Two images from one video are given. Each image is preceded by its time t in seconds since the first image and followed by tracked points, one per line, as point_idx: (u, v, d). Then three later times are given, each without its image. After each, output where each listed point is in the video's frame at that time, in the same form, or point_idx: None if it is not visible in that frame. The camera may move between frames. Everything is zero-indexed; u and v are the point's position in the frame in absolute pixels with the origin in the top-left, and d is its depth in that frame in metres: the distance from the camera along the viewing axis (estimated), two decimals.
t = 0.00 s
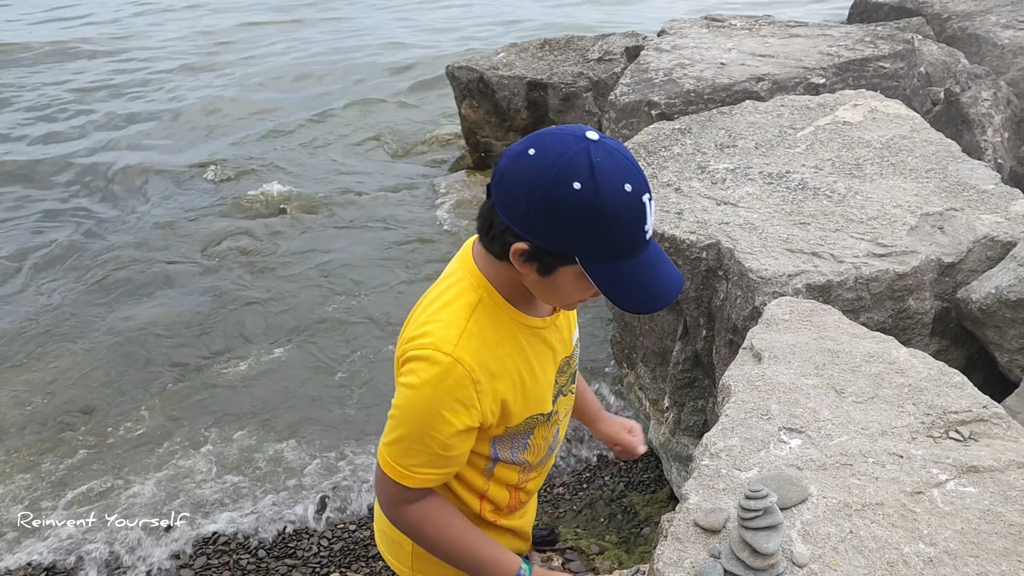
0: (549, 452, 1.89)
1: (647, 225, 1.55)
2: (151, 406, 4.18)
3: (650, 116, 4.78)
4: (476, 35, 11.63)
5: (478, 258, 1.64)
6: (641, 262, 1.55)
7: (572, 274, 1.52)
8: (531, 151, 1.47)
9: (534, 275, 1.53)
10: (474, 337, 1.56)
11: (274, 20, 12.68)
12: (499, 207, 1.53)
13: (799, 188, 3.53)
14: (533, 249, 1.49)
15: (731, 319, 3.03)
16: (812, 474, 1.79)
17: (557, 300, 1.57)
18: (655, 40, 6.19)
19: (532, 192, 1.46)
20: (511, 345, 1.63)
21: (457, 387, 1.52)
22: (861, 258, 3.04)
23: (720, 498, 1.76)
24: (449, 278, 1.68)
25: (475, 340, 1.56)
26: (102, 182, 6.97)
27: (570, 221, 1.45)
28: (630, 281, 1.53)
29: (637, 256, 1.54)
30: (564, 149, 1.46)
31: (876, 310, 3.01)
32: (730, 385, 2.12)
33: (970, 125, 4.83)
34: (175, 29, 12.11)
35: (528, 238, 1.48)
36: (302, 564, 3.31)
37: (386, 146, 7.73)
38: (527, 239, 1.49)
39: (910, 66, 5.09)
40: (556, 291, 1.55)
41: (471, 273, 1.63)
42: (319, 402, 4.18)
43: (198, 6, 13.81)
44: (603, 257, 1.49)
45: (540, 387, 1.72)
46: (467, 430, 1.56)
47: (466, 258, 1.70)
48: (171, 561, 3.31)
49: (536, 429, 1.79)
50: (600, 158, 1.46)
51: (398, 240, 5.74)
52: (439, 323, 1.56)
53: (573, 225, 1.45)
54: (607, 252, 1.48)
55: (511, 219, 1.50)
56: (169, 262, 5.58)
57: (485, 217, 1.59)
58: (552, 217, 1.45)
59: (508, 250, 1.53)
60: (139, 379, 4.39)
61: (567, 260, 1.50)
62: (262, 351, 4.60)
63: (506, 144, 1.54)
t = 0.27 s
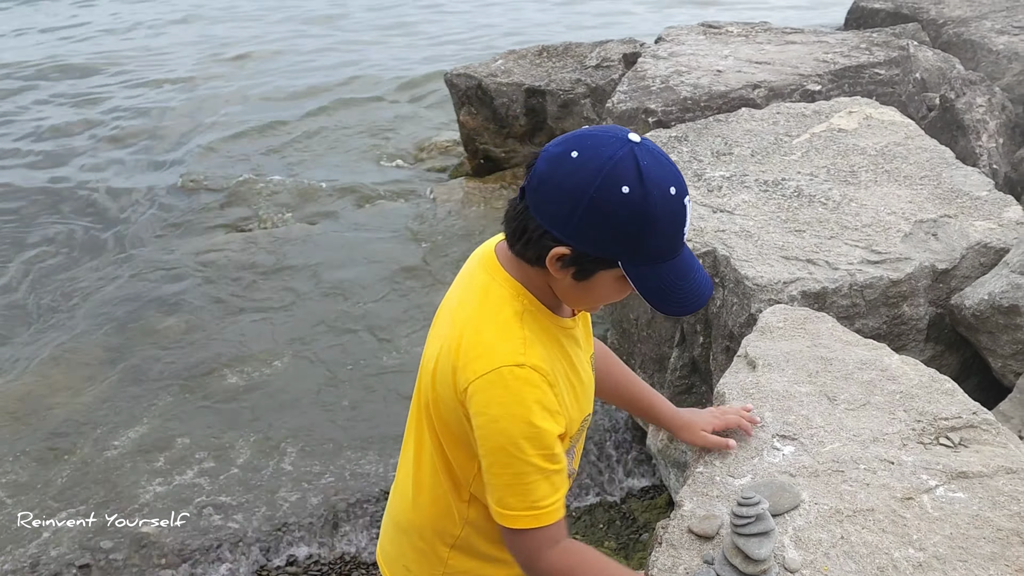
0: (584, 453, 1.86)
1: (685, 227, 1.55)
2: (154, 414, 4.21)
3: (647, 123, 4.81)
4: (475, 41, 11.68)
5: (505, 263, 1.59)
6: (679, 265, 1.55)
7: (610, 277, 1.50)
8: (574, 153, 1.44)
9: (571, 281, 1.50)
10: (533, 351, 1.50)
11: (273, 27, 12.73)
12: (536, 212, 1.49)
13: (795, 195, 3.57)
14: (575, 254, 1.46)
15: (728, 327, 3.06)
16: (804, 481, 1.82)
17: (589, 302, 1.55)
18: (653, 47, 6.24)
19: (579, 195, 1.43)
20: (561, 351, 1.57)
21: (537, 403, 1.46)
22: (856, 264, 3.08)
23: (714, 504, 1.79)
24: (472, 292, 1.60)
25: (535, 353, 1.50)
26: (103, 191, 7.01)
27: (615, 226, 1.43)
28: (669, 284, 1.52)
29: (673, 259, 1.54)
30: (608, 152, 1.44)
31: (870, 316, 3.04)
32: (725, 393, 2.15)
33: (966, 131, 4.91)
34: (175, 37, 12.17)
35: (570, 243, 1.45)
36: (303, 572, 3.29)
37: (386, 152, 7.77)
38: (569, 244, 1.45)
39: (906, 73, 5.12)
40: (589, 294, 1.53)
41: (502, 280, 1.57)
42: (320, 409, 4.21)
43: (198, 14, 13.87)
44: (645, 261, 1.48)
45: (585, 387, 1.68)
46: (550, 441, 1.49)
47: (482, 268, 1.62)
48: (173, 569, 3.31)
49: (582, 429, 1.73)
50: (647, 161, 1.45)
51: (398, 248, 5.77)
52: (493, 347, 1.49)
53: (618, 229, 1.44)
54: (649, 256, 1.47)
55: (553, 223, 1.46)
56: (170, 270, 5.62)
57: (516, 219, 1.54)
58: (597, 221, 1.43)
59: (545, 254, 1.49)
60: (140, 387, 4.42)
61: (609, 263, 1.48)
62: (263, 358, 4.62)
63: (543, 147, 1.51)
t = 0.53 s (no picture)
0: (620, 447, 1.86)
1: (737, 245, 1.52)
2: (159, 417, 4.26)
3: (645, 129, 4.88)
4: (474, 47, 11.75)
5: (556, 272, 1.55)
6: (731, 281, 1.52)
7: (663, 289, 1.48)
8: (636, 168, 1.42)
9: (623, 291, 1.48)
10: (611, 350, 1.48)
11: (272, 32, 12.79)
12: (595, 222, 1.46)
13: (791, 200, 3.62)
14: (632, 266, 1.44)
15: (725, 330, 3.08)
16: (799, 479, 1.88)
17: (637, 313, 1.53)
18: (650, 53, 6.30)
19: (640, 209, 1.41)
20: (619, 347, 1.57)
21: (630, 396, 1.44)
22: (850, 268, 3.13)
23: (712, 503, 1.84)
24: (522, 300, 1.55)
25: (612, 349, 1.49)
26: (105, 196, 7.07)
27: (675, 241, 1.41)
28: (722, 300, 1.49)
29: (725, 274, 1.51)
30: (670, 168, 1.42)
31: (865, 319, 3.10)
32: (722, 394, 2.20)
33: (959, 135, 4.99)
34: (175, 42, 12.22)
35: (629, 254, 1.43)
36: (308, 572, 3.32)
37: (385, 157, 7.82)
38: (628, 255, 1.43)
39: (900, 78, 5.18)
40: (639, 305, 1.50)
41: (557, 289, 1.53)
42: (323, 413, 4.26)
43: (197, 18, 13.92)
44: (701, 276, 1.45)
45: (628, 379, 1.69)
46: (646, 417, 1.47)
47: (526, 277, 1.58)
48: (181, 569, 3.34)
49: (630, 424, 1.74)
50: (706, 177, 1.43)
51: (399, 253, 5.82)
52: (575, 350, 1.45)
53: (678, 245, 1.41)
54: (704, 272, 1.44)
55: (613, 234, 1.44)
56: (173, 275, 5.67)
57: (570, 229, 1.52)
58: (658, 236, 1.41)
59: (601, 263, 1.46)
60: (145, 390, 4.47)
61: (664, 276, 1.45)
62: (266, 362, 4.67)
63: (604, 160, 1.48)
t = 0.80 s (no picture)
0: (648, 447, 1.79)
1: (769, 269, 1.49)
2: (159, 417, 4.29)
3: (642, 132, 4.93)
4: (472, 49, 11.80)
5: (590, 281, 1.48)
6: (763, 302, 1.48)
7: (698, 305, 1.43)
8: (690, 183, 1.38)
9: (661, 304, 1.42)
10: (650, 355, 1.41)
11: (270, 33, 12.82)
12: (638, 234, 1.41)
13: (785, 203, 3.67)
14: (675, 280, 1.39)
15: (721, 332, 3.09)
16: (791, 478, 1.92)
17: (667, 329, 1.47)
18: (647, 56, 6.35)
19: (688, 225, 1.36)
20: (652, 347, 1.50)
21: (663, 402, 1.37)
22: (844, 270, 3.18)
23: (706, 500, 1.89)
24: (553, 305, 1.47)
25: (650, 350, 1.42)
26: (104, 196, 7.09)
27: (721, 260, 1.36)
28: (753, 323, 1.45)
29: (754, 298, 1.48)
30: (722, 187, 1.38)
31: (858, 320, 3.14)
32: (716, 395, 2.25)
33: (952, 137, 4.93)
34: (174, 43, 12.25)
35: (674, 267, 1.38)
36: (309, 571, 3.35)
37: (384, 158, 7.85)
38: (672, 269, 1.38)
39: (894, 81, 5.23)
40: (671, 320, 1.45)
41: (591, 298, 1.45)
42: (323, 413, 4.30)
43: (195, 18, 13.94)
44: (739, 297, 1.41)
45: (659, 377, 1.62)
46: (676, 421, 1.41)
47: (555, 282, 1.50)
48: (183, 568, 3.37)
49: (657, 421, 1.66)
50: (753, 199, 1.40)
51: (397, 254, 5.86)
52: (613, 358, 1.38)
53: (723, 263, 1.37)
54: (741, 292, 1.40)
55: (657, 247, 1.38)
56: (173, 276, 5.70)
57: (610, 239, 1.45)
58: (705, 253, 1.36)
59: (642, 274, 1.40)
60: (146, 390, 4.50)
61: (704, 293, 1.41)
62: (266, 362, 4.71)
63: (653, 175, 1.43)
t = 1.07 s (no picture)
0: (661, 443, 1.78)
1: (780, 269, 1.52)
2: (157, 413, 4.31)
3: (639, 131, 4.96)
4: (471, 49, 11.82)
5: (603, 275, 1.49)
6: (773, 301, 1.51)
7: (714, 298, 1.44)
8: (715, 177, 1.40)
9: (678, 296, 1.42)
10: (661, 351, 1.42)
11: (269, 30, 12.83)
12: (660, 224, 1.42)
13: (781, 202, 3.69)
14: (695, 271, 1.40)
15: (716, 329, 3.11)
16: (783, 471, 1.95)
17: (681, 323, 1.47)
18: (644, 56, 6.37)
19: (713, 218, 1.38)
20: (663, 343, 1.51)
21: (673, 403, 1.38)
22: (838, 268, 3.21)
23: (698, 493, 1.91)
24: (568, 298, 1.49)
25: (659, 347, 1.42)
26: (102, 193, 7.10)
27: (743, 253, 1.38)
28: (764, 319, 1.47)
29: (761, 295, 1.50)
30: (744, 182, 1.41)
31: (852, 318, 3.17)
32: (710, 390, 2.27)
33: (948, 138, 5.00)
34: (172, 39, 12.25)
35: (695, 259, 1.39)
36: (306, 566, 3.37)
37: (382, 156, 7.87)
38: (693, 260, 1.39)
39: (891, 81, 5.26)
40: (687, 314, 1.45)
41: (604, 292, 1.46)
42: (321, 410, 4.33)
43: (193, 15, 13.95)
44: (754, 292, 1.43)
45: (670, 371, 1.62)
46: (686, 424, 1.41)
47: (569, 276, 1.51)
48: (180, 564, 3.39)
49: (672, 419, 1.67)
50: (774, 196, 1.43)
51: (395, 252, 5.88)
52: (623, 354, 1.39)
53: (743, 257, 1.38)
54: (757, 286, 1.42)
55: (679, 238, 1.40)
56: (171, 272, 5.72)
57: (630, 231, 1.46)
58: (726, 245, 1.38)
59: (662, 265, 1.41)
60: (145, 386, 4.53)
61: (722, 285, 1.42)
62: (265, 358, 4.73)
63: (675, 169, 1.46)
